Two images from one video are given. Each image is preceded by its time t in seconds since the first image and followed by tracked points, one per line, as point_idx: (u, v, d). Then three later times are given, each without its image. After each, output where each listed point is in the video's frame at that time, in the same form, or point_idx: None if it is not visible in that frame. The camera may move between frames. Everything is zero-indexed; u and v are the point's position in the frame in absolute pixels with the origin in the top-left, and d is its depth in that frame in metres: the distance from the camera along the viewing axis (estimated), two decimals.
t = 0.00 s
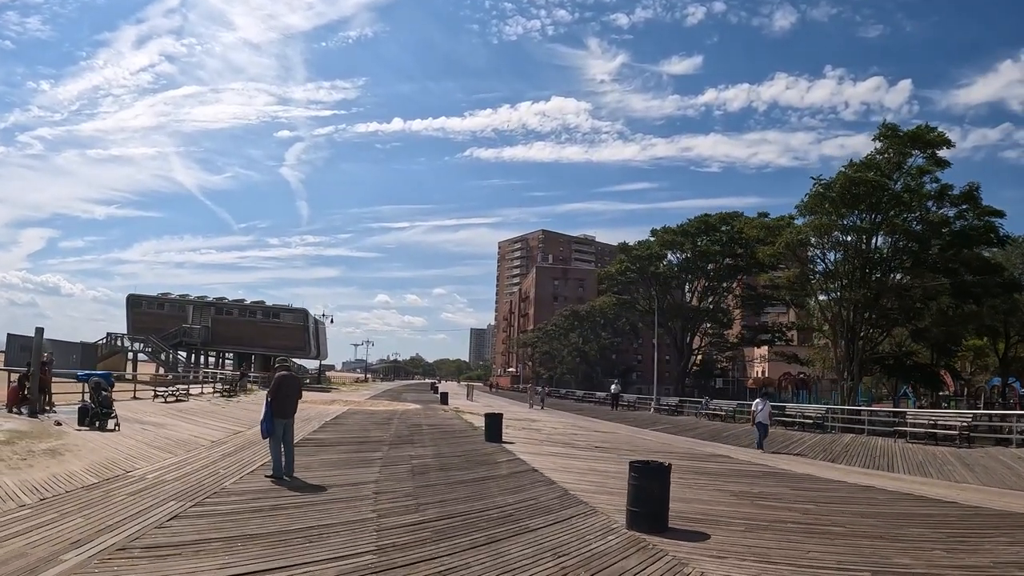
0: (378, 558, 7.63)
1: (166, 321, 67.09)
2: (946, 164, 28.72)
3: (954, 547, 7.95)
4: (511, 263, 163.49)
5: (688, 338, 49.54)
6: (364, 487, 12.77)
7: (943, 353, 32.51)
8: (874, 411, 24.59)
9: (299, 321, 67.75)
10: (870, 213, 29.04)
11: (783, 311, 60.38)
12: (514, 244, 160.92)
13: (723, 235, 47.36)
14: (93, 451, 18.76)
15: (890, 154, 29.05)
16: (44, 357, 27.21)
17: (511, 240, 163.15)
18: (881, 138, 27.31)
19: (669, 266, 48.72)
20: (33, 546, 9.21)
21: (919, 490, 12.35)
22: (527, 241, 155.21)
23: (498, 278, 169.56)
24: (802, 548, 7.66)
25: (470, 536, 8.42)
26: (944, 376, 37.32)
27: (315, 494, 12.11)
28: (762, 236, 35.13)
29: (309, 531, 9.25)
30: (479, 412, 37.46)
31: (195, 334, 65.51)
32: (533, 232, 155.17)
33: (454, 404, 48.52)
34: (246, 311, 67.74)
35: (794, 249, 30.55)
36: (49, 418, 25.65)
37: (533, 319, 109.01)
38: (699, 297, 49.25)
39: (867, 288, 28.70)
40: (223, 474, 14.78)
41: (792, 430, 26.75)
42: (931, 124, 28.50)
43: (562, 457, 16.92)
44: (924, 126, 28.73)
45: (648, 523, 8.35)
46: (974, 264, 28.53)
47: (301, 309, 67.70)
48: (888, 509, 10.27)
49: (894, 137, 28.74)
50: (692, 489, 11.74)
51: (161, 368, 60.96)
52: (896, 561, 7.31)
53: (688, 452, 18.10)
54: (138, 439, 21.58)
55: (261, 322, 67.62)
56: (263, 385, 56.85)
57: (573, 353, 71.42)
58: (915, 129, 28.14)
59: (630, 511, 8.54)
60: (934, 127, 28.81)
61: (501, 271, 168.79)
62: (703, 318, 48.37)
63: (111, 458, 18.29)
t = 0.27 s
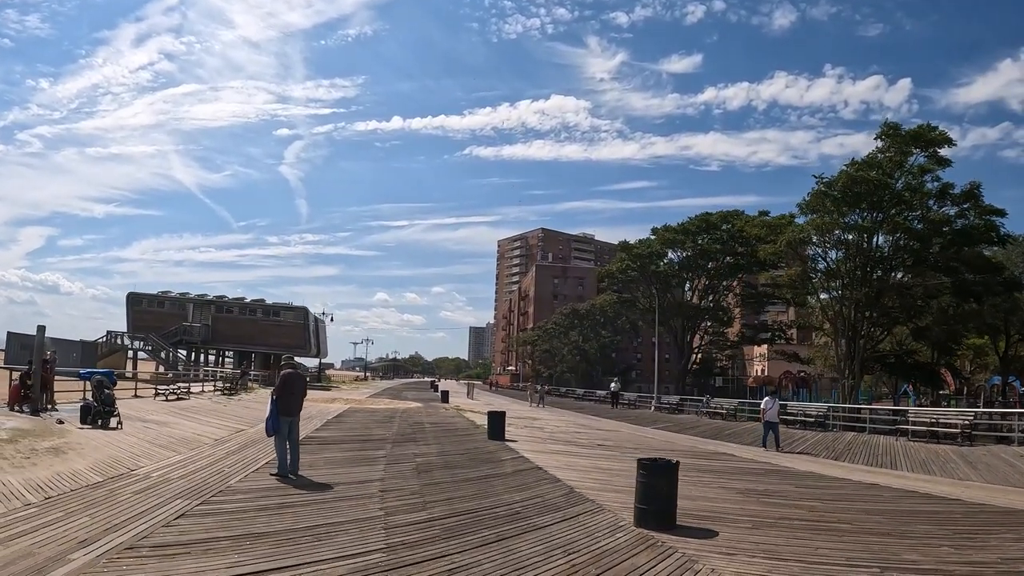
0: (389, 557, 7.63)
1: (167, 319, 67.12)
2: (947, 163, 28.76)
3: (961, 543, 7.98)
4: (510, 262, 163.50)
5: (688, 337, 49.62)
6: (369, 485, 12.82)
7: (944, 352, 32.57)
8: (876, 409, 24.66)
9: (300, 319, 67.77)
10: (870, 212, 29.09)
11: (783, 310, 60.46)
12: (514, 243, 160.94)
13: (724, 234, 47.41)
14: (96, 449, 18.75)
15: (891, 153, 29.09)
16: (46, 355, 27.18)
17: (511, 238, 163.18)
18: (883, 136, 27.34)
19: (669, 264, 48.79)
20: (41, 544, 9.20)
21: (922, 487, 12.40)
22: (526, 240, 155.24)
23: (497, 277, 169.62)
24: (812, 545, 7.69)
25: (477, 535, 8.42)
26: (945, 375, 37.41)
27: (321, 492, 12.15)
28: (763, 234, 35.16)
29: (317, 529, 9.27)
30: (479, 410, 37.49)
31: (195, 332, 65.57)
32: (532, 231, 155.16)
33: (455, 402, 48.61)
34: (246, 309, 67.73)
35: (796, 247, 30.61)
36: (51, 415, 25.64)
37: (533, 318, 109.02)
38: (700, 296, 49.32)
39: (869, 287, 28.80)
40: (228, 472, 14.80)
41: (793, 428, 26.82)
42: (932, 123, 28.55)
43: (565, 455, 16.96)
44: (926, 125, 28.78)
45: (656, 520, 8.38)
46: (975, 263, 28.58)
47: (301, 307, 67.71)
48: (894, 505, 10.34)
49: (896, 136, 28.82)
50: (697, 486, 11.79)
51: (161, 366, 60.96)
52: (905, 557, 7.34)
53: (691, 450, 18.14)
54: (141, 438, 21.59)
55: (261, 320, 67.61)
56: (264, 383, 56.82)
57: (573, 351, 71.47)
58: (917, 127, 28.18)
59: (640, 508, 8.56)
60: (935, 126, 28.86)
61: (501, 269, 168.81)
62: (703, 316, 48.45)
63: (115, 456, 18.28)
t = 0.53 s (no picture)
0: (399, 556, 7.62)
1: (166, 317, 67.08)
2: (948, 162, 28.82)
3: (968, 540, 8.01)
4: (509, 260, 163.51)
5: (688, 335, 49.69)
6: (374, 483, 12.84)
7: (944, 350, 32.65)
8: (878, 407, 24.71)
9: (299, 317, 67.72)
10: (871, 210, 29.14)
11: (782, 307, 60.55)
12: (512, 241, 160.90)
13: (724, 232, 47.47)
14: (98, 448, 18.73)
15: (892, 151, 29.15)
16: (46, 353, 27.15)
17: (509, 236, 163.18)
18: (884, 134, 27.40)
19: (669, 262, 48.83)
20: (48, 543, 9.18)
21: (927, 485, 12.45)
22: (525, 237, 155.22)
23: (496, 275, 169.59)
24: (821, 543, 7.70)
25: (486, 533, 8.42)
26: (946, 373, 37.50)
27: (327, 491, 12.16)
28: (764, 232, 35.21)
29: (324, 529, 9.26)
30: (479, 409, 37.54)
31: (194, 330, 65.57)
32: (530, 229, 155.13)
33: (455, 400, 48.64)
34: (245, 307, 67.68)
35: (796, 246, 30.65)
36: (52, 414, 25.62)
37: (531, 316, 109.02)
38: (699, 294, 49.38)
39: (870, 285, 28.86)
40: (232, 471, 14.80)
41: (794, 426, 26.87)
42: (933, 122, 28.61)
43: (568, 453, 16.98)
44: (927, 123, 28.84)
45: (664, 518, 8.38)
46: (976, 262, 28.65)
47: (300, 305, 67.67)
48: (899, 503, 10.39)
49: (897, 135, 28.88)
50: (702, 484, 11.81)
51: (160, 364, 60.91)
52: (914, 555, 7.36)
53: (694, 448, 18.18)
54: (143, 437, 21.58)
55: (260, 318, 67.57)
56: (263, 380, 56.77)
57: (572, 349, 71.51)
58: (918, 126, 28.26)
59: (648, 506, 8.57)
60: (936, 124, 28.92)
61: (499, 267, 168.78)
62: (703, 314, 48.53)
63: (117, 455, 18.26)
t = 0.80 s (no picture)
0: (408, 559, 7.59)
1: (163, 316, 66.91)
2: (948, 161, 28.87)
3: (977, 539, 8.02)
4: (506, 258, 163.46)
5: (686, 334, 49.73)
6: (378, 484, 12.82)
7: (943, 349, 32.75)
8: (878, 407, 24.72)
9: (297, 316, 67.59)
10: (871, 209, 29.18)
11: (780, 306, 60.62)
12: (509, 240, 160.82)
13: (722, 230, 47.49)
14: (98, 449, 18.66)
15: (892, 150, 29.20)
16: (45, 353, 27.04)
17: (506, 235, 163.12)
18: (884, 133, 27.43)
19: (667, 261, 48.83)
20: (54, 547, 9.15)
21: (931, 484, 12.47)
22: (522, 236, 155.18)
23: (493, 274, 169.53)
24: (830, 542, 7.70)
25: (495, 535, 8.39)
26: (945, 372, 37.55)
27: (331, 492, 12.13)
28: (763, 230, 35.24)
29: (331, 531, 9.22)
30: (478, 408, 37.52)
31: (191, 329, 65.47)
32: (528, 227, 155.04)
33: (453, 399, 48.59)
34: (242, 306, 67.51)
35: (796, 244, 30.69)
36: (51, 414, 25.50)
37: (529, 314, 109.00)
38: (698, 293, 49.40)
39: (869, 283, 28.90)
40: (235, 472, 14.75)
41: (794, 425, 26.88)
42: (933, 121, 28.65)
43: (571, 453, 16.97)
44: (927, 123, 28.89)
45: (672, 519, 8.38)
46: (975, 260, 28.70)
47: (298, 303, 67.52)
48: (904, 502, 10.40)
49: (897, 134, 28.93)
50: (707, 484, 11.81)
51: (157, 364, 60.76)
52: (924, 554, 7.36)
53: (696, 447, 18.18)
54: (143, 437, 21.52)
55: (258, 317, 67.42)
56: (261, 379, 56.67)
57: (570, 348, 71.51)
58: (917, 125, 28.32)
59: (656, 506, 8.56)
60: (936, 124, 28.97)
61: (496, 266, 168.72)
62: (701, 313, 48.56)
63: (118, 457, 18.18)
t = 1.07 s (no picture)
0: (413, 560, 7.55)
1: (160, 315, 66.72)
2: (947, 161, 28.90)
3: (983, 537, 8.01)
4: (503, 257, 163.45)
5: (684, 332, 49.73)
6: (379, 483, 12.77)
7: (941, 347, 32.78)
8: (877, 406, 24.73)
9: (294, 315, 67.42)
10: (870, 208, 29.18)
11: (777, 305, 60.68)
12: (506, 238, 160.78)
13: (720, 229, 47.49)
14: (96, 449, 18.56)
15: (891, 149, 29.22)
16: (42, 353, 26.89)
17: (503, 233, 163.10)
18: (883, 132, 27.44)
19: (664, 259, 48.82)
20: (54, 550, 9.08)
21: (933, 482, 12.47)
22: (518, 235, 155.17)
23: (489, 272, 169.49)
24: (835, 542, 7.69)
25: (500, 535, 8.36)
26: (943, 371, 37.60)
27: (333, 492, 12.08)
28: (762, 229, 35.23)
29: (334, 532, 9.18)
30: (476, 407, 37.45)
31: (188, 328, 65.34)
32: (524, 226, 154.97)
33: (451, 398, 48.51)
34: (239, 305, 67.30)
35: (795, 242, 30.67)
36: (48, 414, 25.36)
37: (525, 313, 108.97)
38: (696, 291, 49.40)
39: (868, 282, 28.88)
40: (234, 472, 14.69)
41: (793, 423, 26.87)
42: (932, 120, 28.69)
43: (571, 452, 16.93)
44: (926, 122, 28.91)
45: (677, 519, 8.35)
46: (974, 259, 28.73)
47: (295, 302, 67.33)
48: (908, 500, 10.38)
49: (896, 132, 28.96)
50: (709, 483, 11.78)
51: (154, 363, 60.57)
52: (931, 553, 7.34)
53: (696, 446, 18.15)
54: (141, 437, 21.41)
55: (255, 316, 67.20)
56: (258, 378, 56.51)
57: (567, 346, 71.49)
58: (916, 124, 28.35)
59: (661, 506, 8.53)
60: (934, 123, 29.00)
61: (493, 265, 168.69)
62: (699, 311, 48.55)
63: (116, 457, 18.09)
